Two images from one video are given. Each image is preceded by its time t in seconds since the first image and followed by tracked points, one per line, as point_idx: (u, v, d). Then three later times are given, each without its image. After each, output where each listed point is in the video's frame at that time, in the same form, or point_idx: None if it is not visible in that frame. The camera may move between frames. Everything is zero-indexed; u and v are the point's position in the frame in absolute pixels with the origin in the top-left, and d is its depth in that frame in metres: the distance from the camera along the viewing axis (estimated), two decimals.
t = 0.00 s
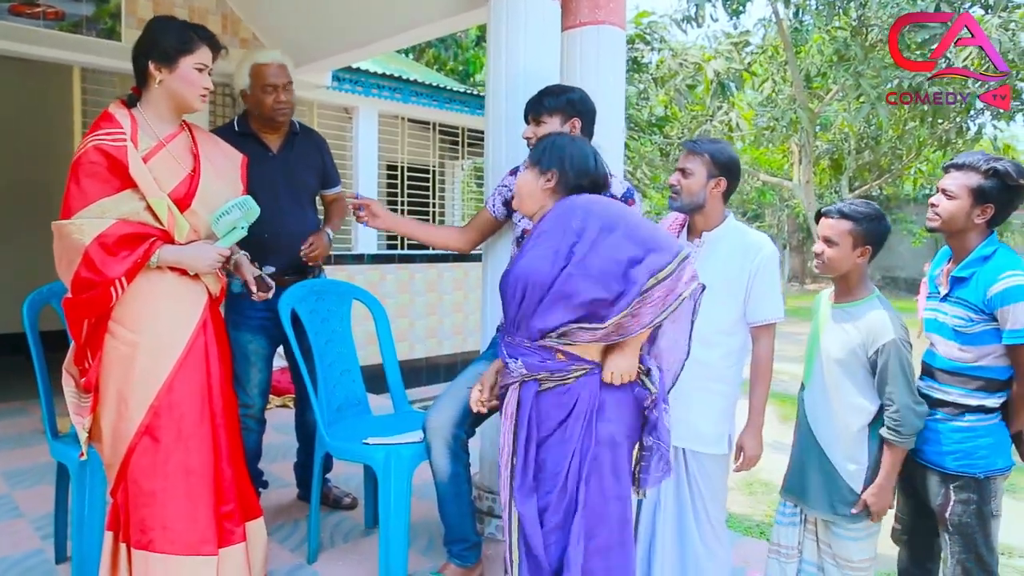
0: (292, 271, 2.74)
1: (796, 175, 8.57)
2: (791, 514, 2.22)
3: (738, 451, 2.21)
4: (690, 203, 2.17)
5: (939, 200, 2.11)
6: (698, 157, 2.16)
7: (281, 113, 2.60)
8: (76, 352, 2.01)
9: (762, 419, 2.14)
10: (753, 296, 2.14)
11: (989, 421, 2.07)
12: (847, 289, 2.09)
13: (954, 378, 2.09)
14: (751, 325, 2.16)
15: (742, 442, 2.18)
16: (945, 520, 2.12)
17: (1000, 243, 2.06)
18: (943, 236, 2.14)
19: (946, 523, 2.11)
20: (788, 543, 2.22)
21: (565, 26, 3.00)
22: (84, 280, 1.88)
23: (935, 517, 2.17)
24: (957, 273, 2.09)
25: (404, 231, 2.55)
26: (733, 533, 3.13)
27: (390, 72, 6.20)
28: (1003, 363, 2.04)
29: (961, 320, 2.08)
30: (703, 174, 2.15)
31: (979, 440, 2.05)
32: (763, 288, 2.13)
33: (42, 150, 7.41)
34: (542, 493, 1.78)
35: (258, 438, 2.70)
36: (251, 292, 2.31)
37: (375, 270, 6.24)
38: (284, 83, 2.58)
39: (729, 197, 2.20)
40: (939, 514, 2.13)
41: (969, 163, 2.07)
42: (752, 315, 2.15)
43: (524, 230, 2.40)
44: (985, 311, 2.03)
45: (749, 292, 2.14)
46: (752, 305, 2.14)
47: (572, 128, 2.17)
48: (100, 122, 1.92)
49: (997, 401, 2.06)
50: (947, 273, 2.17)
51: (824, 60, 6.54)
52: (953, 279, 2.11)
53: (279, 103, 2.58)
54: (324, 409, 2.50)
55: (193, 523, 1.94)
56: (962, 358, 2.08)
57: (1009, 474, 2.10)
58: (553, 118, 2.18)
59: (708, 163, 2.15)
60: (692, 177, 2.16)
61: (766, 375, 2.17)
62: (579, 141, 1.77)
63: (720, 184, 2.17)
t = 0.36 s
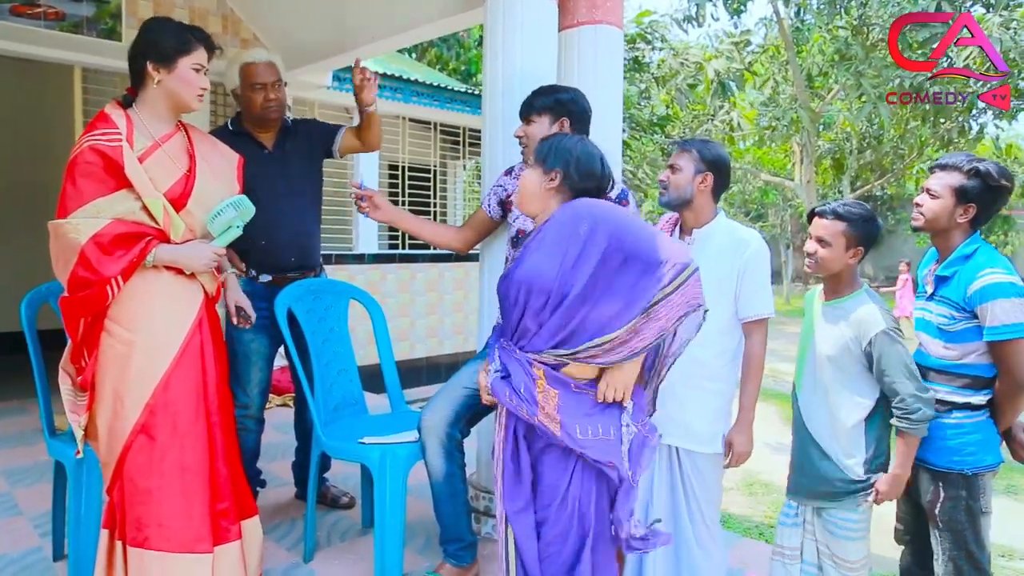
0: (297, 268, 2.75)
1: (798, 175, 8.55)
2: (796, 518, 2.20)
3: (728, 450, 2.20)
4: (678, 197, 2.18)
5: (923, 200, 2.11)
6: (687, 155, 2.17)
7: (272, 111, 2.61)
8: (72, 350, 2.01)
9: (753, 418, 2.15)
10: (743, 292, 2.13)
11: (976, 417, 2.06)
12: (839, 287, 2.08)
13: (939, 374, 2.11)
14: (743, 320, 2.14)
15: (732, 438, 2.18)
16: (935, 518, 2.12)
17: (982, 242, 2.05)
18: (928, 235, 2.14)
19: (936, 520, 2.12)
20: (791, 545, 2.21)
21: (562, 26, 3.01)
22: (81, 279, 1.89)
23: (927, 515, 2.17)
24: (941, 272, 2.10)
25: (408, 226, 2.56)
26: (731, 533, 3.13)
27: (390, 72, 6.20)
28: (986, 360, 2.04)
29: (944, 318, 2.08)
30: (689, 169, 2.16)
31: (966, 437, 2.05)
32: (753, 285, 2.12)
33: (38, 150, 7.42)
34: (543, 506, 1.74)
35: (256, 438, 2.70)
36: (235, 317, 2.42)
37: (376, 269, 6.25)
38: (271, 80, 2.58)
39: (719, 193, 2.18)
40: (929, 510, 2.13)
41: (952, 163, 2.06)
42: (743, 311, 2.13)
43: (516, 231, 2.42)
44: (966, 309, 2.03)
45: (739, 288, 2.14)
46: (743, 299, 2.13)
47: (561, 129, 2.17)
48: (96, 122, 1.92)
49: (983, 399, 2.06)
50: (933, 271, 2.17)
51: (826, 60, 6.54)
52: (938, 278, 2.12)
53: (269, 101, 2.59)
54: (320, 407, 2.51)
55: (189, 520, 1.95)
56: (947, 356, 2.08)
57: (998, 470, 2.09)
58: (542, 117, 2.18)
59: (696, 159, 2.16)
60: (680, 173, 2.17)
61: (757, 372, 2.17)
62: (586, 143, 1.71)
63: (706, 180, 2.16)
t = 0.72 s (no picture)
0: (299, 267, 2.76)
1: (801, 175, 8.53)
2: (797, 520, 2.19)
3: (719, 449, 2.15)
4: (671, 196, 2.18)
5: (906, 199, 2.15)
6: (681, 155, 2.18)
7: (276, 113, 2.62)
8: (71, 349, 2.01)
9: (746, 415, 2.11)
10: (736, 290, 2.12)
11: (970, 417, 2.06)
12: (839, 288, 2.07)
13: (931, 374, 2.10)
14: (737, 319, 2.12)
15: (722, 437, 2.14)
16: (931, 518, 2.11)
17: (973, 242, 2.06)
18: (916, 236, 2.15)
19: (931, 520, 2.11)
20: (792, 546, 2.21)
21: (563, 26, 3.00)
22: (82, 278, 1.89)
23: (923, 516, 2.16)
24: (932, 273, 2.10)
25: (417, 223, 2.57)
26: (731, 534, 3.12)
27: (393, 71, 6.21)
28: (979, 360, 2.03)
29: (937, 318, 2.08)
30: (682, 168, 2.16)
31: (960, 437, 2.05)
32: (745, 283, 2.10)
33: (38, 148, 7.44)
34: (533, 496, 1.72)
35: (256, 437, 2.70)
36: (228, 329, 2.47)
37: (378, 269, 6.25)
38: (277, 83, 2.59)
39: (714, 193, 2.19)
40: (924, 510, 2.13)
41: (932, 164, 2.09)
42: (737, 309, 2.12)
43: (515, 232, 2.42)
44: (958, 309, 2.03)
45: (732, 287, 2.12)
46: (737, 298, 2.12)
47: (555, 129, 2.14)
48: (96, 121, 1.93)
49: (977, 397, 2.06)
50: (923, 273, 2.16)
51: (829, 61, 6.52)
52: (929, 279, 2.12)
53: (275, 104, 2.60)
54: (319, 406, 2.51)
55: (189, 519, 1.96)
56: (940, 356, 2.08)
57: (993, 469, 2.09)
58: (537, 118, 2.18)
59: (689, 157, 2.17)
60: (673, 173, 2.18)
61: (751, 366, 2.12)
62: (581, 126, 1.67)
63: (698, 179, 2.16)
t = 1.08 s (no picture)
0: (299, 275, 2.76)
1: (804, 181, 8.54)
2: (795, 531, 2.17)
3: (721, 458, 2.16)
4: (671, 206, 2.18)
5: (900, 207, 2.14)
6: (680, 163, 2.18)
7: (283, 120, 2.63)
8: (73, 356, 2.01)
9: (746, 423, 2.13)
10: (736, 299, 2.11)
11: (968, 425, 2.04)
12: (841, 296, 2.07)
13: (931, 381, 2.08)
14: (738, 328, 2.12)
15: (725, 446, 2.14)
16: (931, 526, 2.10)
17: (967, 248, 2.05)
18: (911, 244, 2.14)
19: (931, 528, 2.10)
20: (787, 556, 2.19)
21: (565, 32, 3.00)
22: (85, 284, 1.88)
23: (922, 524, 2.15)
24: (926, 279, 2.10)
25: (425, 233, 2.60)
26: (733, 542, 3.10)
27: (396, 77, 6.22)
28: (974, 365, 2.02)
29: (931, 323, 2.08)
30: (681, 177, 2.16)
31: (960, 444, 2.04)
32: (746, 292, 2.10)
33: (36, 147, 7.44)
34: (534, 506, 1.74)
35: (258, 444, 2.69)
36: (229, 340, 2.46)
37: (381, 274, 6.25)
38: (285, 91, 2.60)
39: (713, 201, 2.18)
40: (924, 518, 2.12)
41: (922, 172, 2.09)
42: (738, 319, 2.11)
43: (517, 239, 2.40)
44: (951, 314, 2.03)
45: (733, 296, 2.12)
46: (737, 307, 2.11)
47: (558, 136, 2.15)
48: (98, 128, 1.93)
49: (973, 404, 2.04)
50: (918, 279, 2.16)
51: (832, 67, 6.53)
52: (924, 285, 2.12)
53: (281, 112, 2.60)
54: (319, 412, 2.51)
55: (192, 525, 1.95)
56: (936, 361, 2.07)
57: (993, 477, 2.08)
58: (540, 126, 2.18)
59: (687, 166, 2.17)
60: (672, 182, 2.18)
61: (752, 376, 2.12)
62: (582, 129, 1.67)
63: (698, 188, 2.15)
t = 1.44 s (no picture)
0: (300, 279, 2.75)
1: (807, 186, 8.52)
2: (801, 537, 2.15)
3: (726, 462, 2.15)
4: (676, 214, 2.18)
5: (906, 216, 2.11)
6: (685, 172, 2.16)
7: (285, 127, 2.63)
8: (73, 359, 2.01)
9: (752, 430, 2.13)
10: (742, 306, 2.12)
11: (971, 433, 2.03)
12: (838, 302, 2.06)
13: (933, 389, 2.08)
14: (743, 335, 2.13)
15: (730, 452, 2.14)
16: (934, 535, 2.09)
17: (967, 255, 2.04)
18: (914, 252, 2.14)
19: (934, 537, 2.09)
20: (792, 561, 2.16)
21: (568, 38, 3.01)
22: (84, 287, 1.89)
23: (925, 533, 2.14)
24: (927, 286, 2.09)
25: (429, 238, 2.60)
26: (734, 549, 3.09)
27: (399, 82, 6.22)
28: (975, 373, 2.01)
29: (932, 331, 2.07)
30: (687, 186, 2.14)
31: (958, 454, 2.03)
32: (752, 298, 2.12)
33: (36, 148, 7.45)
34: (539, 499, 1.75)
35: (258, 448, 2.69)
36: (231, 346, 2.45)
37: (383, 278, 6.25)
38: (290, 98, 2.61)
39: (718, 208, 2.18)
40: (926, 527, 2.11)
41: (933, 181, 2.06)
42: (743, 326, 2.12)
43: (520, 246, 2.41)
44: (952, 321, 2.02)
45: (739, 304, 2.12)
46: (743, 314, 2.12)
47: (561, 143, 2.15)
48: (100, 133, 1.94)
49: (975, 412, 2.02)
50: (919, 286, 2.15)
51: (835, 73, 6.53)
52: (924, 293, 2.11)
53: (285, 118, 2.61)
54: (320, 416, 2.51)
55: (190, 530, 1.95)
56: (936, 369, 2.07)
57: (995, 486, 2.06)
58: (546, 131, 2.18)
59: (692, 174, 2.15)
60: (678, 190, 2.16)
61: (757, 383, 2.13)
62: (587, 138, 1.66)
63: (705, 198, 2.15)
